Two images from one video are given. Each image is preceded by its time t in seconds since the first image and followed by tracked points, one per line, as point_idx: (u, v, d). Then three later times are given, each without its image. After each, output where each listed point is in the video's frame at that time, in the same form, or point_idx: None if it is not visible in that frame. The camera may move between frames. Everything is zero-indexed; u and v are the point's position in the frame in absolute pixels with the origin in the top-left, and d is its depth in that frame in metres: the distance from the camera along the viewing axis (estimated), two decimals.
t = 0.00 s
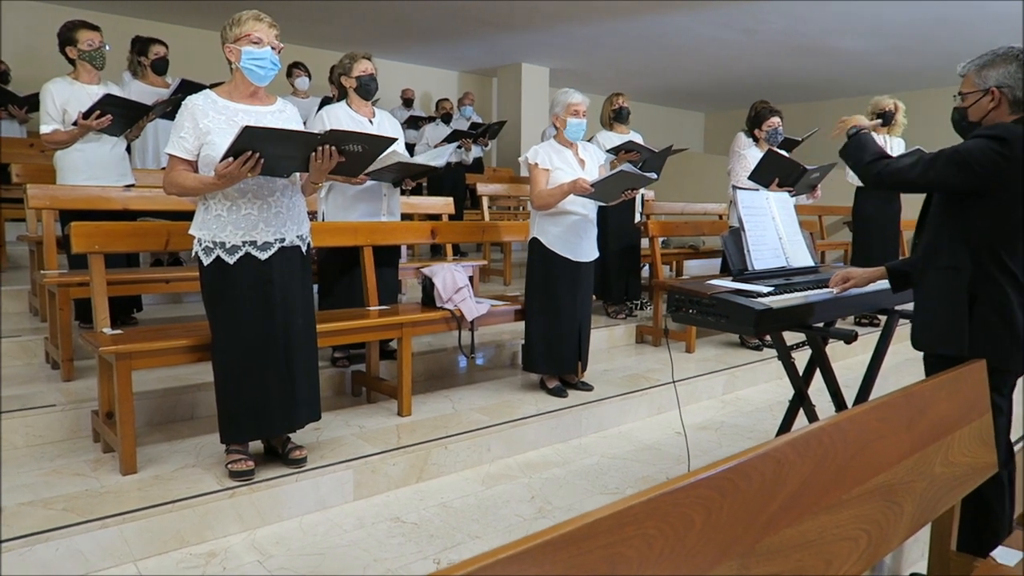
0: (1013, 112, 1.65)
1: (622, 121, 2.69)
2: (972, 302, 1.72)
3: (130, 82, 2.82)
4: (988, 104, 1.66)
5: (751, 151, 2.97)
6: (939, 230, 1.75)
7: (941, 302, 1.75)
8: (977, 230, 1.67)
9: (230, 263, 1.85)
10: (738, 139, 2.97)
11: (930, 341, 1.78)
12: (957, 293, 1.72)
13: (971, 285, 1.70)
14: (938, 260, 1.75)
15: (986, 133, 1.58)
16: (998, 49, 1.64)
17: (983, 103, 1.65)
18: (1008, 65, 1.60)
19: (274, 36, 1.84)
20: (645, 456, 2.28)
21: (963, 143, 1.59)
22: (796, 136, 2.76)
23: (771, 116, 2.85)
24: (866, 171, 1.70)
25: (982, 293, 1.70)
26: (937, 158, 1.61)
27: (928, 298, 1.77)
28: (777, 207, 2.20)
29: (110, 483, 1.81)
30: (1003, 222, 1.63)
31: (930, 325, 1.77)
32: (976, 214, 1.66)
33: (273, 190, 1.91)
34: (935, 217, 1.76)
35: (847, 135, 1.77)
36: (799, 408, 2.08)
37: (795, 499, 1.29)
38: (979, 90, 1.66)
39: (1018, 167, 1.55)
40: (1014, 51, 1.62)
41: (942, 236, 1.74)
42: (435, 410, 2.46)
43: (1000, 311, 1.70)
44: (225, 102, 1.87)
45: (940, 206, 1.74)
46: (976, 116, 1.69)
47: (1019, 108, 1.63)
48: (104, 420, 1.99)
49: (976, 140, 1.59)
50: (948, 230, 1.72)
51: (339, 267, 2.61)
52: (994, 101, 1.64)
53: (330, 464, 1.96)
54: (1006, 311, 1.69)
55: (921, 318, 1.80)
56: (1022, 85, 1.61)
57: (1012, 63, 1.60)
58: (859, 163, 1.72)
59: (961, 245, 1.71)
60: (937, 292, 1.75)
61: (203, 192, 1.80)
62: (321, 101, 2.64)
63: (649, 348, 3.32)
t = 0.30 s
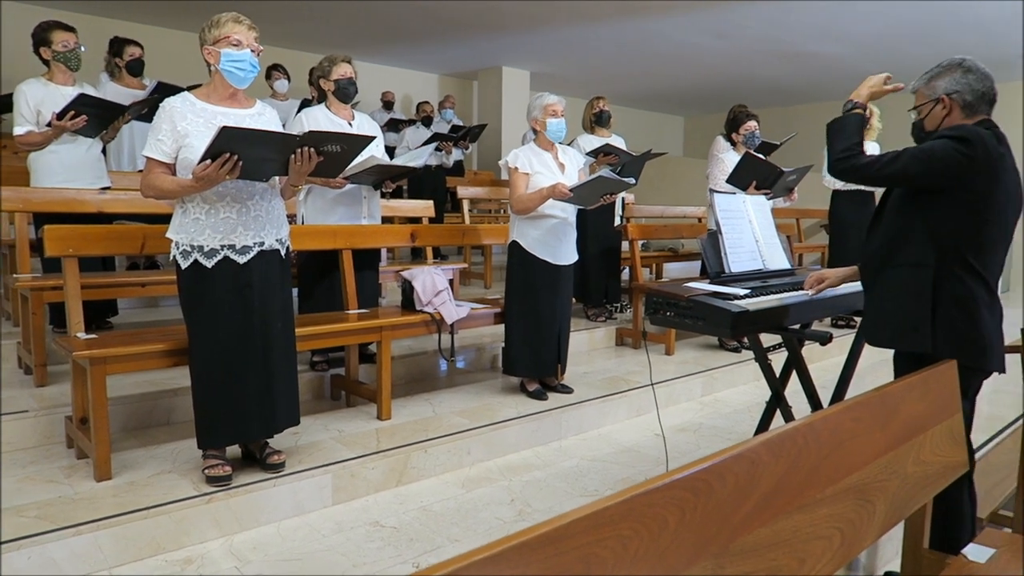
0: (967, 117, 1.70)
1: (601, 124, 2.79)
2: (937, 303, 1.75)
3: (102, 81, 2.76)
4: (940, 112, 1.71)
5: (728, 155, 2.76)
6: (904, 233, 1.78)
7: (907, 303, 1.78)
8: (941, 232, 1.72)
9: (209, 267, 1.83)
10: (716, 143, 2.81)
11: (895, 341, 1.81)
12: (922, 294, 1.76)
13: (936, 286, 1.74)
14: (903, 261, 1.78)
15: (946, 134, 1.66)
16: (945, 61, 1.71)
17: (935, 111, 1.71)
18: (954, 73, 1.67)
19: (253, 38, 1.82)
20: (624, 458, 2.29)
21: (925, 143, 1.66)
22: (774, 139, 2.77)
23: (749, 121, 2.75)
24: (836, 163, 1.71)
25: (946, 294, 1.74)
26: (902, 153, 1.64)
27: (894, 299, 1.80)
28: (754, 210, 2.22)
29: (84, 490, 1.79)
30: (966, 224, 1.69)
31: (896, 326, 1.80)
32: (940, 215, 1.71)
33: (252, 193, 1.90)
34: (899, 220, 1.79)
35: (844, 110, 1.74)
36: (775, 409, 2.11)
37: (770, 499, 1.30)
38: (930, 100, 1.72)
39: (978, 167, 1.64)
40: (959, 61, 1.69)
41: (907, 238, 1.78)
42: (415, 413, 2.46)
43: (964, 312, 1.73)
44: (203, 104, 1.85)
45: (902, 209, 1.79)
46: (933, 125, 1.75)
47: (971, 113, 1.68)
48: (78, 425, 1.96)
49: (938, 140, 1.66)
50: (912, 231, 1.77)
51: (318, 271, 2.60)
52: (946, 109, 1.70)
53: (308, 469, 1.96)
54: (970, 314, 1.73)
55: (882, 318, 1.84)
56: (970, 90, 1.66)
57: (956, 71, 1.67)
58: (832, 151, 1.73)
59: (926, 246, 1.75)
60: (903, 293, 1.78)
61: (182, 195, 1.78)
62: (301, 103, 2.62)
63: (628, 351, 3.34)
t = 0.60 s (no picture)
0: (922, 130, 1.76)
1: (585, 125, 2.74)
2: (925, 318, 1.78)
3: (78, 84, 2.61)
4: (896, 129, 1.78)
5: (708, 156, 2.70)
6: (885, 255, 1.82)
7: (897, 324, 1.81)
8: (916, 248, 1.76)
9: (188, 269, 1.81)
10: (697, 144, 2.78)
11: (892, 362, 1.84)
12: (910, 311, 1.79)
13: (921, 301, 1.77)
14: (888, 284, 1.82)
15: (902, 158, 1.72)
16: (891, 82, 1.80)
17: (891, 129, 1.78)
18: (901, 91, 1.75)
19: (231, 39, 1.80)
20: (606, 457, 2.30)
21: (885, 173, 1.73)
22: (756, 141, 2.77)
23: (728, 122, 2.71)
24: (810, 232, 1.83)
25: (933, 307, 1.77)
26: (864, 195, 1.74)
27: (884, 321, 1.83)
28: (734, 211, 2.24)
29: (60, 496, 1.76)
30: (938, 237, 1.72)
31: (890, 346, 1.82)
32: (914, 233, 1.76)
33: (231, 195, 1.88)
34: (879, 246, 1.84)
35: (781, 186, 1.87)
36: (755, 408, 2.13)
37: (749, 498, 1.31)
38: (883, 119, 1.79)
39: (940, 181, 1.68)
40: (903, 79, 1.77)
41: (888, 261, 1.82)
42: (397, 415, 2.47)
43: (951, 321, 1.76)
44: (181, 106, 1.83)
45: (880, 233, 1.84)
46: (892, 142, 1.81)
47: (924, 126, 1.75)
48: (54, 430, 1.94)
49: (896, 166, 1.72)
50: (892, 253, 1.81)
51: (299, 273, 2.59)
52: (900, 126, 1.77)
53: (289, 471, 1.94)
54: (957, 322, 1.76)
55: (874, 339, 1.86)
56: (919, 104, 1.74)
57: (903, 88, 1.75)
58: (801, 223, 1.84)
59: (906, 266, 1.79)
60: (893, 314, 1.81)
61: (160, 196, 1.76)
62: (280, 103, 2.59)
63: (611, 351, 3.36)
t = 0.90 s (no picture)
0: (905, 127, 1.78)
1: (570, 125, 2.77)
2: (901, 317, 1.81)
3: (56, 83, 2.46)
4: (880, 125, 1.80)
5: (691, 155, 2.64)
6: (863, 254, 1.85)
7: (874, 322, 1.84)
8: (894, 247, 1.78)
9: (169, 269, 1.79)
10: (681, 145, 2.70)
11: (868, 361, 1.86)
12: (886, 311, 1.82)
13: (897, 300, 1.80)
14: (866, 282, 1.85)
15: (880, 156, 1.75)
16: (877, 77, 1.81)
17: (875, 125, 1.80)
18: (886, 87, 1.76)
19: (212, 37, 1.78)
20: (591, 457, 2.31)
21: (862, 171, 1.76)
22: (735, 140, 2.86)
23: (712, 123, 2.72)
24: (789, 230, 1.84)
25: (909, 307, 1.79)
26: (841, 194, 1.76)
27: (861, 320, 1.86)
28: (718, 211, 2.24)
29: (38, 499, 1.74)
30: (915, 236, 1.74)
31: (867, 343, 1.86)
32: (891, 233, 1.78)
33: (212, 194, 1.87)
34: (858, 244, 1.87)
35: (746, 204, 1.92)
36: (737, 407, 2.15)
37: (730, 497, 1.32)
38: (868, 114, 1.81)
39: (916, 180, 1.70)
40: (889, 75, 1.78)
41: (866, 260, 1.84)
42: (381, 416, 2.47)
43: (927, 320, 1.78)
44: (161, 104, 1.81)
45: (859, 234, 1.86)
46: (875, 138, 1.84)
47: (908, 123, 1.77)
48: (32, 433, 1.91)
49: (873, 164, 1.75)
50: (869, 252, 1.83)
51: (282, 273, 2.58)
52: (884, 122, 1.79)
53: (272, 473, 1.93)
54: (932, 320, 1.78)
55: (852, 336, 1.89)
56: (904, 101, 1.75)
57: (888, 85, 1.76)
58: (778, 223, 1.86)
59: (883, 265, 1.81)
60: (869, 312, 1.84)
61: (139, 195, 1.74)
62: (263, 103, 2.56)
63: (595, 351, 3.37)
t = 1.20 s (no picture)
0: (899, 117, 1.78)
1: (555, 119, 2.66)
2: (867, 302, 1.85)
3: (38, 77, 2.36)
4: (875, 112, 1.79)
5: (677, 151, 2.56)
6: (838, 236, 1.88)
7: (840, 303, 1.88)
8: (870, 233, 1.81)
9: (149, 263, 1.77)
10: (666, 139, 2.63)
11: (831, 340, 1.90)
12: (851, 293, 1.86)
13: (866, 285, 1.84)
14: (835, 263, 1.88)
15: (872, 141, 1.75)
16: (880, 61, 1.79)
17: (870, 110, 1.79)
18: (887, 74, 1.74)
19: (194, 28, 1.75)
20: (575, 450, 2.31)
21: (852, 152, 1.76)
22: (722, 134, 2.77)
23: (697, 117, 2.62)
24: (769, 189, 1.86)
25: (876, 293, 1.83)
26: (827, 171, 1.77)
27: (828, 299, 1.90)
28: (702, 204, 2.27)
29: (17, 496, 1.71)
30: (892, 225, 1.77)
31: (830, 324, 1.90)
32: (870, 219, 1.80)
33: (194, 186, 1.84)
34: (833, 226, 1.89)
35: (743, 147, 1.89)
36: (722, 399, 2.17)
37: (714, 490, 1.33)
38: (865, 99, 1.80)
39: (904, 170, 1.72)
40: (892, 61, 1.76)
41: (841, 242, 1.87)
42: (366, 410, 2.47)
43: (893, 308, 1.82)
44: (141, 96, 1.78)
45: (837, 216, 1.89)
46: (868, 123, 1.83)
47: (903, 113, 1.77)
48: (10, 429, 1.89)
49: (864, 148, 1.75)
50: (844, 235, 1.86)
51: (266, 267, 2.56)
52: (880, 108, 1.78)
53: (255, 468, 1.91)
54: (899, 310, 1.82)
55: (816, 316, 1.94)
56: (902, 91, 1.74)
57: (889, 72, 1.75)
58: (762, 179, 1.86)
59: (855, 250, 1.85)
60: (835, 293, 1.89)
61: (119, 188, 1.71)
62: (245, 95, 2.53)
63: (581, 345, 3.38)
